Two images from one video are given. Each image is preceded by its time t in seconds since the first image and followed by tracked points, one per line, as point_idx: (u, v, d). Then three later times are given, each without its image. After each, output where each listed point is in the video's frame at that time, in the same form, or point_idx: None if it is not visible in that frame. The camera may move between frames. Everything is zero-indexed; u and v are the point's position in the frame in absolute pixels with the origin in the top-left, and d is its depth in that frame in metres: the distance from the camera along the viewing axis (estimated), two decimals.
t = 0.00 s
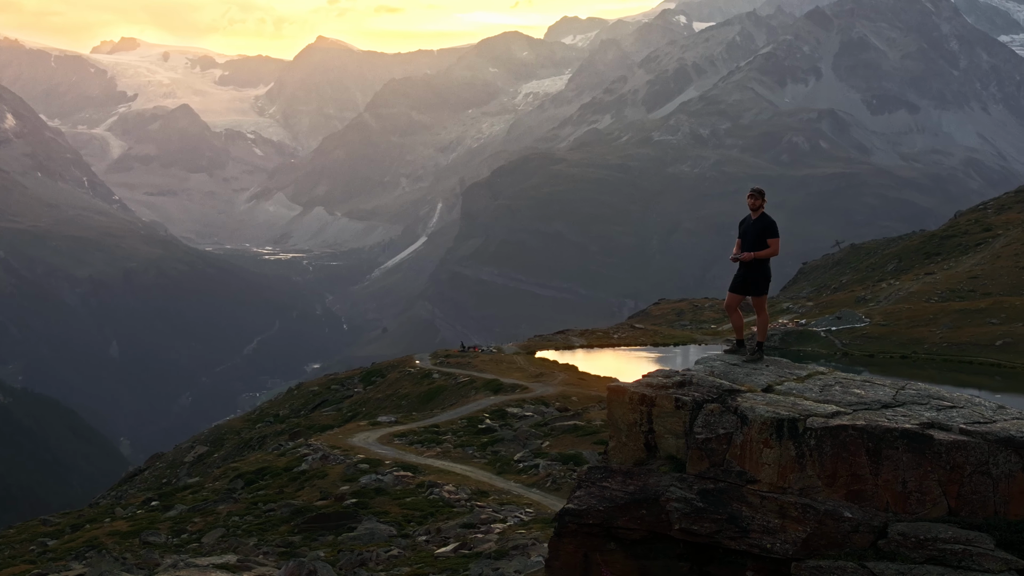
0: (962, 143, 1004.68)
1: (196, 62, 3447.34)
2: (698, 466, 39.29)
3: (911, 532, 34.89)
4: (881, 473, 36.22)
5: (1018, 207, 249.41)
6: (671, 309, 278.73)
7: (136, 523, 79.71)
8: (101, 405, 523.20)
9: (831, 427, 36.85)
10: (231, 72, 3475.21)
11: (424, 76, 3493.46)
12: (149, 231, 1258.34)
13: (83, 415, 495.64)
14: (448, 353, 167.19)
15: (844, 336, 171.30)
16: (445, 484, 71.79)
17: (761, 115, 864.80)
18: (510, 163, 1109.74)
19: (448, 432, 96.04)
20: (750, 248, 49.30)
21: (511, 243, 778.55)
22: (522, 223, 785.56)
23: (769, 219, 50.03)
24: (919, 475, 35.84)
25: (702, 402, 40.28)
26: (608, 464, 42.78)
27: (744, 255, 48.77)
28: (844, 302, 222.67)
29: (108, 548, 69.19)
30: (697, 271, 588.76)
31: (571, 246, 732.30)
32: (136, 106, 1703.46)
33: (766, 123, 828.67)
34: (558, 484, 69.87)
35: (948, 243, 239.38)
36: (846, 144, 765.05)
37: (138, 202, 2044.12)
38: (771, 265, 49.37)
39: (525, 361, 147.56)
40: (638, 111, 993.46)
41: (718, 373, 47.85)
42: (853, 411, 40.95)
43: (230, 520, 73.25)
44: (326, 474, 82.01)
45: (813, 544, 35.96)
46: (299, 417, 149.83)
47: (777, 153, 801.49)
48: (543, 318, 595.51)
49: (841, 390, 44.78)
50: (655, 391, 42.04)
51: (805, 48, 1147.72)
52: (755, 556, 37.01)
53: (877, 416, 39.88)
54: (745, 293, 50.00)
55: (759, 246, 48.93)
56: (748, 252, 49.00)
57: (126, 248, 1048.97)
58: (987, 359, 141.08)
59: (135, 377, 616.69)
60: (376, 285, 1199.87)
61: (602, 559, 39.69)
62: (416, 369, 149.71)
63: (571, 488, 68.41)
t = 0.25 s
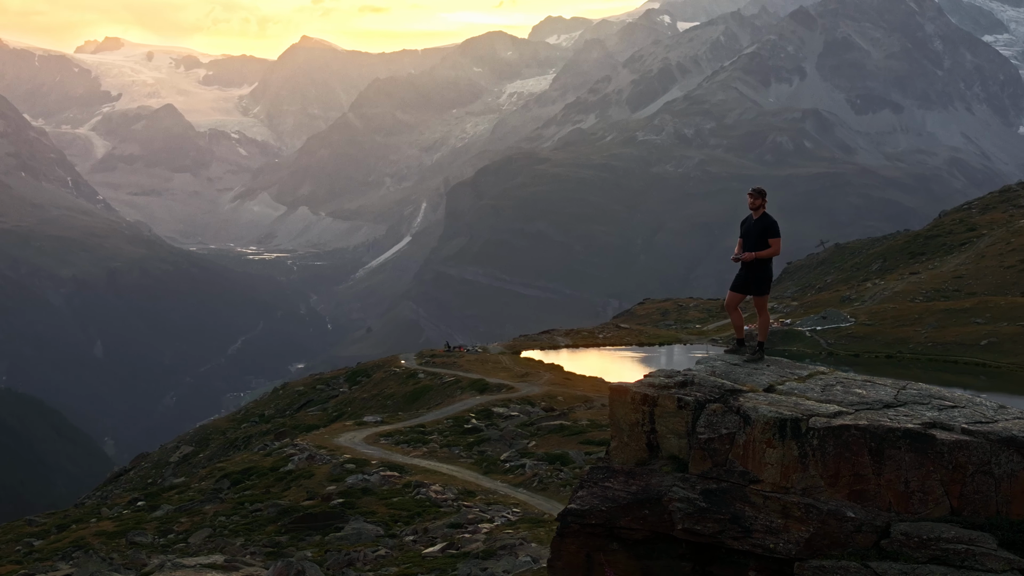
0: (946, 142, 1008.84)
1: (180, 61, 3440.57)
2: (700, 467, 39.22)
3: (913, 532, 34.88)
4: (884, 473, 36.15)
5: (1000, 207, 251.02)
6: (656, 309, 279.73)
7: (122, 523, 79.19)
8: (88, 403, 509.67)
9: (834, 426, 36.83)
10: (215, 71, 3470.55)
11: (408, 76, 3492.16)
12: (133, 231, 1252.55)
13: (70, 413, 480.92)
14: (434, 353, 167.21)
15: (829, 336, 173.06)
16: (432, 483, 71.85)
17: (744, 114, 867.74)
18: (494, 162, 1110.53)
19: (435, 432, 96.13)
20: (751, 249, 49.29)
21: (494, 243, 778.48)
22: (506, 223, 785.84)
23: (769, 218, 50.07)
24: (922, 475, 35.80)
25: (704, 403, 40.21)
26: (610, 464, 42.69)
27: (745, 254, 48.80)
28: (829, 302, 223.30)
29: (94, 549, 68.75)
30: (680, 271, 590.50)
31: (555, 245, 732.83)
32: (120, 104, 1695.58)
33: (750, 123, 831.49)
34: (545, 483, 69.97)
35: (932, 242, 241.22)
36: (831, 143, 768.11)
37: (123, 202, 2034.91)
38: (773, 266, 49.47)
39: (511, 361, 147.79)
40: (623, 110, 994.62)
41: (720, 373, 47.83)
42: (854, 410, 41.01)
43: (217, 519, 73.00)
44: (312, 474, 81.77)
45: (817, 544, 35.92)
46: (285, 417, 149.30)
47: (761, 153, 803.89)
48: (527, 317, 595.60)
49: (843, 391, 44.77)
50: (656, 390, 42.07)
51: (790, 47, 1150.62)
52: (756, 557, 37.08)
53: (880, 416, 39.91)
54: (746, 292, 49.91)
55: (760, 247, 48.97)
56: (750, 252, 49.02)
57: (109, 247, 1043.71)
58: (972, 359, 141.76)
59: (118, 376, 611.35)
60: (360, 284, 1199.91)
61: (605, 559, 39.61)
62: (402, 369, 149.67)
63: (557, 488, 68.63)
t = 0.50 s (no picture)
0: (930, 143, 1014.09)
1: (165, 62, 3449.11)
2: (704, 465, 39.24)
3: (916, 531, 34.89)
4: (885, 472, 36.26)
5: (984, 208, 253.06)
6: (640, 309, 280.86)
7: (109, 522, 78.66)
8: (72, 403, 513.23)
9: (837, 426, 36.83)
10: (199, 72, 3476.28)
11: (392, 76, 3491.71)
12: (118, 231, 1248.22)
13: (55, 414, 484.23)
14: (420, 353, 167.03)
15: (815, 337, 175.52)
16: (417, 483, 71.95)
17: (729, 115, 870.68)
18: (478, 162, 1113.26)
19: (421, 431, 96.25)
20: (753, 249, 49.25)
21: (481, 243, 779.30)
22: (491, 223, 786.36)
23: (771, 218, 50.16)
24: (926, 475, 35.77)
25: (707, 402, 40.19)
26: (612, 464, 42.61)
27: (746, 255, 48.89)
28: (813, 301, 224.68)
29: (82, 549, 68.44)
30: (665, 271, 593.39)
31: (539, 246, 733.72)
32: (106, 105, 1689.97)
33: (734, 123, 834.24)
34: (531, 484, 70.08)
35: (916, 243, 243.58)
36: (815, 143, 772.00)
37: (109, 202, 2027.28)
38: (773, 265, 49.61)
39: (496, 361, 148.36)
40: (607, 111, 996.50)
41: (721, 373, 47.90)
42: (858, 409, 41.06)
43: (205, 520, 72.87)
44: (298, 474, 81.96)
45: (820, 544, 35.97)
46: (270, 418, 149.25)
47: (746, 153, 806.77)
48: (512, 317, 597.56)
49: (844, 389, 44.83)
50: (659, 389, 42.12)
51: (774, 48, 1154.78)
52: (759, 557, 37.10)
53: (884, 415, 39.85)
54: (747, 292, 50.03)
55: (762, 247, 48.96)
56: (751, 253, 49.06)
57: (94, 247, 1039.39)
58: (957, 359, 143.69)
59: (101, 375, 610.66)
60: (343, 284, 1201.41)
61: (608, 561, 39.53)
62: (387, 369, 149.55)
63: (543, 488, 68.81)
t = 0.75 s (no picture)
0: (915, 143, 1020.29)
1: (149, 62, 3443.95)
2: (705, 468, 39.23)
3: (920, 533, 34.83)
4: (888, 473, 36.22)
5: (967, 209, 254.91)
6: (625, 310, 282.83)
7: (95, 524, 78.05)
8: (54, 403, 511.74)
9: (839, 428, 36.87)
10: (183, 72, 3471.90)
11: (377, 76, 3489.00)
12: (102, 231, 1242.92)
13: (36, 415, 482.61)
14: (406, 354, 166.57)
15: (800, 336, 177.53)
16: (404, 484, 71.89)
17: (714, 116, 873.39)
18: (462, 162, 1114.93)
19: (409, 431, 96.24)
20: (755, 249, 49.28)
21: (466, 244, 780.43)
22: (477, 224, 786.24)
23: (771, 220, 50.15)
24: (925, 476, 35.81)
25: (709, 403, 40.22)
26: (614, 466, 42.46)
27: (748, 255, 48.82)
28: (799, 302, 226.27)
29: (68, 550, 67.87)
30: (650, 271, 596.63)
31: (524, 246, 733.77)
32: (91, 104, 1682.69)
33: (719, 124, 837.00)
34: (518, 485, 70.08)
35: (901, 243, 245.23)
36: (800, 143, 774.66)
37: (94, 202, 2017.88)
38: (775, 267, 49.52)
39: (483, 361, 149.13)
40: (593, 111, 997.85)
41: (721, 375, 47.93)
42: (859, 412, 41.07)
43: (192, 521, 72.25)
44: (285, 475, 81.56)
45: (823, 545, 35.94)
46: (255, 419, 148.70)
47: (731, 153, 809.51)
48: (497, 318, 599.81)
49: (845, 390, 44.83)
50: (661, 391, 42.03)
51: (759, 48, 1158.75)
52: (761, 557, 37.11)
53: (883, 416, 39.86)
54: (747, 292, 50.01)
55: (761, 248, 49.08)
56: (751, 253, 49.12)
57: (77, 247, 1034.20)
58: (943, 359, 144.89)
59: (85, 375, 608.59)
60: (329, 284, 1201.93)
61: (611, 562, 39.53)
62: (374, 370, 149.03)
63: (530, 488, 68.93)
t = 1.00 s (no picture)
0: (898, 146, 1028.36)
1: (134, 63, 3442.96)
2: (708, 468, 39.20)
3: (922, 533, 34.83)
4: (890, 474, 36.14)
5: (953, 209, 258.39)
6: (610, 311, 286.45)
7: (82, 524, 76.99)
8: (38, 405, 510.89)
9: (841, 428, 36.82)
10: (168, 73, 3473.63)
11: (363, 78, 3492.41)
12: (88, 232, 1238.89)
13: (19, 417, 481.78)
14: (392, 356, 166.55)
15: (786, 337, 180.25)
16: (393, 485, 71.79)
17: (699, 116, 877.20)
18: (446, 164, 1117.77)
19: (395, 432, 96.32)
20: (754, 250, 49.33)
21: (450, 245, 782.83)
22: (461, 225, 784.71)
23: (772, 220, 50.11)
24: (929, 476, 35.72)
25: (712, 403, 40.16)
26: (616, 466, 42.32)
27: (748, 256, 48.80)
28: (785, 302, 228.97)
29: (54, 550, 66.68)
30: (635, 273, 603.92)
31: (510, 248, 735.38)
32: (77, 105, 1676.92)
33: (704, 125, 840.55)
34: (505, 485, 70.13)
35: (886, 243, 248.60)
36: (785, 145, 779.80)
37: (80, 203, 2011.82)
38: (775, 268, 49.57)
39: (469, 363, 150.45)
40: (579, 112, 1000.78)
41: (724, 375, 47.77)
42: (861, 412, 41.04)
43: (179, 522, 71.43)
44: (272, 475, 81.05)
45: (827, 546, 35.95)
46: (241, 419, 148.29)
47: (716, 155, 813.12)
48: (482, 319, 603.97)
49: (847, 392, 44.74)
50: (663, 391, 41.95)
51: (743, 49, 1163.16)
52: (767, 558, 37.07)
53: (888, 416, 39.97)
54: (750, 294, 49.90)
55: (762, 248, 49.09)
56: (752, 252, 49.07)
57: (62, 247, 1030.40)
58: (928, 360, 146.64)
59: (70, 376, 607.30)
60: (314, 285, 1202.91)
61: (613, 562, 39.45)
62: (359, 371, 148.94)
63: (517, 488, 69.06)
